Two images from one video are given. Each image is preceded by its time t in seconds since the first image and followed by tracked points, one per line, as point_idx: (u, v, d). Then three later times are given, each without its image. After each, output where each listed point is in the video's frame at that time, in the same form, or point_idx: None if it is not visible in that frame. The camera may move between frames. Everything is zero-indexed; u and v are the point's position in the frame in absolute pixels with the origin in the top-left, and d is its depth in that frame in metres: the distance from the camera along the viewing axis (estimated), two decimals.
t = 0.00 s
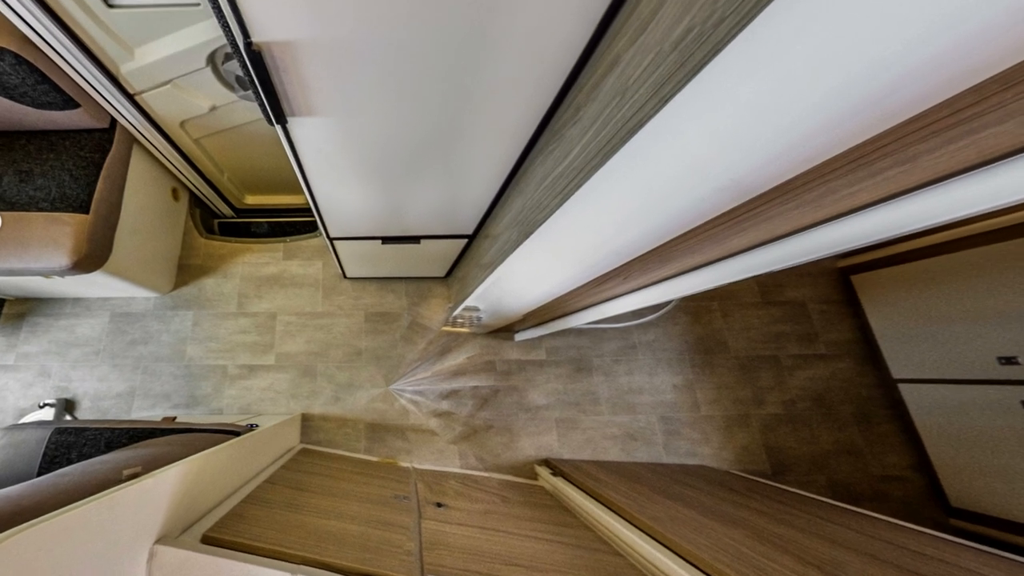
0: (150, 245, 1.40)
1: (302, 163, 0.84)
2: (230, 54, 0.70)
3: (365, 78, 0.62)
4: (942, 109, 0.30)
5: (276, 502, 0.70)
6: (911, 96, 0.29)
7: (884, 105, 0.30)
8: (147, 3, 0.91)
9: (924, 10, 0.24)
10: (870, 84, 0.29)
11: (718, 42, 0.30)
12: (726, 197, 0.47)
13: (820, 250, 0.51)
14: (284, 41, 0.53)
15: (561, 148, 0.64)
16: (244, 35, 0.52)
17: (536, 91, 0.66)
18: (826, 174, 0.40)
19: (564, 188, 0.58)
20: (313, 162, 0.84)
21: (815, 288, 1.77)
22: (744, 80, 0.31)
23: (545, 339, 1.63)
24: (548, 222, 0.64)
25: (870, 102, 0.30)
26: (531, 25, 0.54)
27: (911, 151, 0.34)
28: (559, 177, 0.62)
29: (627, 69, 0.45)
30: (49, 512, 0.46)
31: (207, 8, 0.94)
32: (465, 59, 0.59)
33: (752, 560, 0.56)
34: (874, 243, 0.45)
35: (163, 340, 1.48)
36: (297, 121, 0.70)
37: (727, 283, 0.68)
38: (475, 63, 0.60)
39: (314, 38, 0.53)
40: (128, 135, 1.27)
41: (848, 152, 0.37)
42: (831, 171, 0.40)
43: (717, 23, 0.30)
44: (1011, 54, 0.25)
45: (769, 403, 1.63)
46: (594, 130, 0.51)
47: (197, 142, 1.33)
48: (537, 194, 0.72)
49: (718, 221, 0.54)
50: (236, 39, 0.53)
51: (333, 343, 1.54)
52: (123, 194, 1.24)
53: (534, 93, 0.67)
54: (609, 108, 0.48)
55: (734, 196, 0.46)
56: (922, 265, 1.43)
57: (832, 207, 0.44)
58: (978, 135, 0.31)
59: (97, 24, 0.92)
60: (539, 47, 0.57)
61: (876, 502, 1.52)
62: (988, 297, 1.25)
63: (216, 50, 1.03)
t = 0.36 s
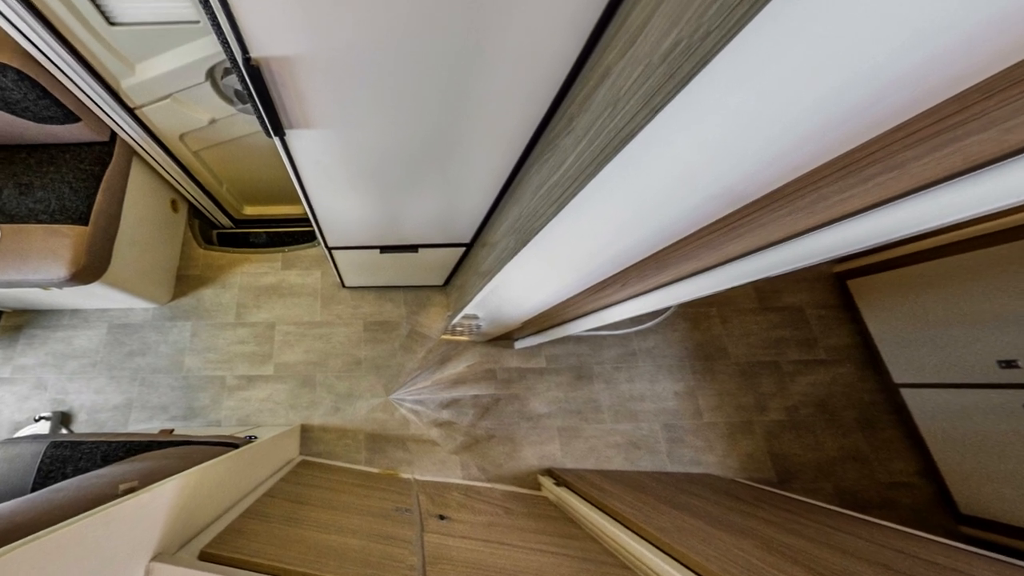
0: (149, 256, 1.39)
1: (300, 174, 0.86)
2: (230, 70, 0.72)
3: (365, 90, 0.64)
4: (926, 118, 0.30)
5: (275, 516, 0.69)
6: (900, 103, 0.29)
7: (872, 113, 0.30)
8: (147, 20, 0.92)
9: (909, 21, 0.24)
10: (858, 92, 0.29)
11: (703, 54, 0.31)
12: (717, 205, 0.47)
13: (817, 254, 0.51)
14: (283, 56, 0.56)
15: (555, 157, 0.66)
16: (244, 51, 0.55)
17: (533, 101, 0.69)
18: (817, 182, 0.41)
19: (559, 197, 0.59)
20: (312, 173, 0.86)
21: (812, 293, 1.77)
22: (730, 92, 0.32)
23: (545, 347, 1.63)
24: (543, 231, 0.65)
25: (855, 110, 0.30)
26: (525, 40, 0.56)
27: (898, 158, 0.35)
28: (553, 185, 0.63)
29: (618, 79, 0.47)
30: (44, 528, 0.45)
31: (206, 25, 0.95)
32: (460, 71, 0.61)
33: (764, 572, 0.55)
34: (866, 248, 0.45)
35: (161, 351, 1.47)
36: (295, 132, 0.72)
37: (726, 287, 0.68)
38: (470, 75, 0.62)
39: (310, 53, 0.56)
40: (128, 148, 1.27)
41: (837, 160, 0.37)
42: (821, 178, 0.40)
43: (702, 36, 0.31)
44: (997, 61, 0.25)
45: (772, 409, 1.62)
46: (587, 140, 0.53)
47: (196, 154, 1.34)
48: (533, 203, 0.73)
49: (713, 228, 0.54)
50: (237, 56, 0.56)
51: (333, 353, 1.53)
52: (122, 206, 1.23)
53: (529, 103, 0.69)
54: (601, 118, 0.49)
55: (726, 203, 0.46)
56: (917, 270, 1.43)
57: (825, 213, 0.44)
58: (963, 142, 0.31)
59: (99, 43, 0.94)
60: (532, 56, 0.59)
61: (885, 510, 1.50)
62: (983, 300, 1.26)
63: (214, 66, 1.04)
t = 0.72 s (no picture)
0: (148, 267, 1.39)
1: (299, 186, 0.87)
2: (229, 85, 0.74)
3: (364, 102, 0.65)
4: (910, 126, 0.32)
5: (274, 531, 0.68)
6: (887, 109, 0.31)
7: (858, 122, 0.32)
8: (146, 37, 0.95)
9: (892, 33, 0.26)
10: (848, 100, 0.30)
11: (694, 65, 0.33)
12: (712, 212, 0.49)
13: (812, 259, 0.51)
14: (280, 71, 0.57)
15: (550, 166, 0.68)
16: (242, 66, 0.56)
17: (528, 111, 0.70)
18: (811, 189, 0.42)
19: (556, 205, 0.60)
20: (310, 184, 0.86)
21: (808, 299, 1.77)
22: (721, 100, 0.34)
23: (545, 354, 1.62)
24: (540, 239, 0.66)
25: (844, 117, 0.32)
26: (520, 52, 0.58)
27: (887, 164, 0.36)
28: (549, 194, 0.64)
29: (609, 92, 0.49)
30: (40, 544, 0.44)
31: (206, 41, 0.98)
32: (456, 82, 0.63)
33: None
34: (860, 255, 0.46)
35: (159, 362, 1.46)
36: (294, 144, 0.73)
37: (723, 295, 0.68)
38: (468, 86, 0.64)
39: (309, 67, 0.57)
40: (128, 160, 1.27)
41: (825, 168, 0.39)
42: (814, 186, 0.41)
43: (692, 48, 0.33)
44: (978, 70, 0.26)
45: (775, 416, 1.61)
46: (581, 150, 0.54)
47: (195, 166, 1.34)
48: (530, 211, 0.74)
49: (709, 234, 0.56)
50: (236, 70, 0.57)
51: (332, 362, 1.52)
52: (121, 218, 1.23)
53: (524, 114, 0.71)
54: (594, 129, 0.51)
55: (720, 210, 0.48)
56: (912, 275, 1.44)
57: (818, 218, 0.45)
58: (948, 150, 0.32)
59: (100, 59, 0.96)
60: (523, 72, 0.62)
61: (894, 518, 1.48)
62: (980, 304, 1.26)
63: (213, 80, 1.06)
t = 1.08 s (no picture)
0: (146, 278, 1.38)
1: (297, 196, 0.88)
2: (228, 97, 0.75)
3: (364, 114, 0.67)
4: (900, 133, 0.32)
5: (272, 547, 0.66)
6: (871, 119, 0.31)
7: (846, 129, 0.32)
8: (150, 54, 0.96)
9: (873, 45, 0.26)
10: (835, 109, 0.31)
11: (682, 78, 0.34)
12: (706, 220, 0.49)
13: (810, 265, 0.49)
14: (280, 86, 0.59)
15: (545, 175, 0.69)
16: (241, 80, 0.57)
17: (523, 120, 0.72)
18: (803, 195, 0.42)
19: (552, 214, 0.61)
20: (308, 194, 0.87)
21: (806, 304, 1.77)
22: (713, 111, 0.35)
23: (545, 363, 1.61)
24: (537, 247, 0.67)
25: (828, 127, 0.33)
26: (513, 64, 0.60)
27: (878, 170, 0.35)
28: (545, 203, 0.65)
29: (601, 103, 0.50)
30: (32, 564, 0.43)
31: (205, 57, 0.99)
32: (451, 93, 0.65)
33: None
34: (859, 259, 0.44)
35: (156, 374, 1.44)
36: (292, 156, 0.74)
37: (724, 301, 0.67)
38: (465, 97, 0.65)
39: (305, 81, 0.58)
40: (128, 173, 1.28)
41: (819, 172, 0.39)
42: (806, 191, 0.41)
43: (680, 61, 0.34)
44: (962, 78, 0.27)
45: (778, 423, 1.60)
46: (575, 159, 0.55)
47: (194, 177, 1.35)
48: (526, 220, 0.75)
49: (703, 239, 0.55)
50: (235, 85, 0.58)
51: (330, 373, 1.51)
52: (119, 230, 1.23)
53: (518, 124, 0.73)
54: (587, 139, 0.52)
55: (715, 218, 0.49)
56: (908, 279, 1.45)
57: (812, 224, 0.44)
58: (934, 158, 0.32)
59: (100, 73, 0.97)
60: (516, 82, 0.63)
61: (904, 527, 1.46)
62: (974, 308, 1.28)
63: (212, 95, 1.07)
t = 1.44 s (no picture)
0: (145, 290, 1.38)
1: (295, 207, 0.90)
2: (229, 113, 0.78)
3: (360, 126, 0.69)
4: (883, 145, 0.35)
5: (271, 565, 0.65)
6: (854, 130, 0.33)
7: (831, 140, 0.35)
8: (151, 71, 0.99)
9: (840, 63, 0.28)
10: (810, 122, 0.33)
11: (672, 90, 0.36)
12: (699, 228, 0.52)
13: (805, 272, 0.52)
14: (277, 101, 0.61)
15: (539, 186, 0.71)
16: (240, 95, 0.60)
17: (518, 131, 0.74)
18: (792, 203, 0.45)
19: (549, 221, 0.63)
20: (306, 205, 0.89)
21: (803, 310, 1.77)
22: (704, 123, 0.37)
23: (546, 372, 1.60)
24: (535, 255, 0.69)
25: (817, 138, 0.35)
26: (506, 77, 0.62)
27: (865, 178, 0.38)
28: (541, 212, 0.67)
29: (592, 116, 0.52)
30: None
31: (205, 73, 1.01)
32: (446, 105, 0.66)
33: None
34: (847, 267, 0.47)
35: (153, 387, 1.43)
36: (289, 169, 0.76)
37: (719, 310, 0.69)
38: (462, 110, 0.68)
39: (303, 96, 0.61)
40: (127, 187, 1.27)
41: (809, 182, 0.42)
42: (796, 199, 0.45)
43: (669, 75, 0.36)
44: (937, 94, 0.29)
45: (782, 431, 1.58)
46: (570, 168, 0.57)
47: (193, 191, 1.35)
48: (523, 229, 0.77)
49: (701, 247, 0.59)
50: (233, 99, 0.61)
51: (329, 384, 1.49)
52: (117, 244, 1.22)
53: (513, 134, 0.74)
54: (580, 150, 0.54)
55: (706, 227, 0.52)
56: (903, 286, 1.45)
57: (805, 231, 0.47)
58: (919, 166, 0.35)
59: (100, 89, 0.99)
60: (511, 92, 0.65)
61: (915, 537, 1.43)
62: (969, 314, 1.29)
63: (211, 109, 1.09)
